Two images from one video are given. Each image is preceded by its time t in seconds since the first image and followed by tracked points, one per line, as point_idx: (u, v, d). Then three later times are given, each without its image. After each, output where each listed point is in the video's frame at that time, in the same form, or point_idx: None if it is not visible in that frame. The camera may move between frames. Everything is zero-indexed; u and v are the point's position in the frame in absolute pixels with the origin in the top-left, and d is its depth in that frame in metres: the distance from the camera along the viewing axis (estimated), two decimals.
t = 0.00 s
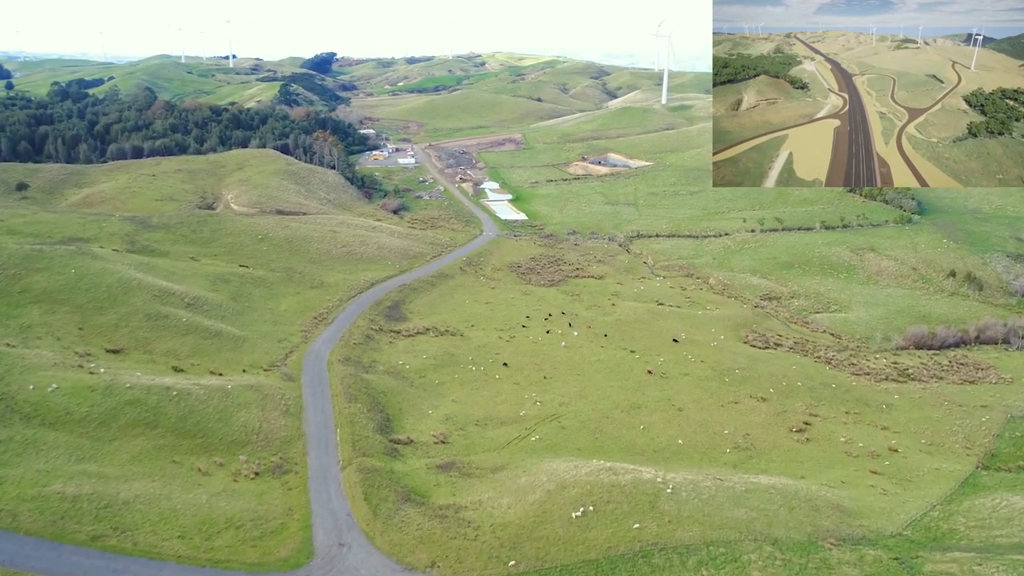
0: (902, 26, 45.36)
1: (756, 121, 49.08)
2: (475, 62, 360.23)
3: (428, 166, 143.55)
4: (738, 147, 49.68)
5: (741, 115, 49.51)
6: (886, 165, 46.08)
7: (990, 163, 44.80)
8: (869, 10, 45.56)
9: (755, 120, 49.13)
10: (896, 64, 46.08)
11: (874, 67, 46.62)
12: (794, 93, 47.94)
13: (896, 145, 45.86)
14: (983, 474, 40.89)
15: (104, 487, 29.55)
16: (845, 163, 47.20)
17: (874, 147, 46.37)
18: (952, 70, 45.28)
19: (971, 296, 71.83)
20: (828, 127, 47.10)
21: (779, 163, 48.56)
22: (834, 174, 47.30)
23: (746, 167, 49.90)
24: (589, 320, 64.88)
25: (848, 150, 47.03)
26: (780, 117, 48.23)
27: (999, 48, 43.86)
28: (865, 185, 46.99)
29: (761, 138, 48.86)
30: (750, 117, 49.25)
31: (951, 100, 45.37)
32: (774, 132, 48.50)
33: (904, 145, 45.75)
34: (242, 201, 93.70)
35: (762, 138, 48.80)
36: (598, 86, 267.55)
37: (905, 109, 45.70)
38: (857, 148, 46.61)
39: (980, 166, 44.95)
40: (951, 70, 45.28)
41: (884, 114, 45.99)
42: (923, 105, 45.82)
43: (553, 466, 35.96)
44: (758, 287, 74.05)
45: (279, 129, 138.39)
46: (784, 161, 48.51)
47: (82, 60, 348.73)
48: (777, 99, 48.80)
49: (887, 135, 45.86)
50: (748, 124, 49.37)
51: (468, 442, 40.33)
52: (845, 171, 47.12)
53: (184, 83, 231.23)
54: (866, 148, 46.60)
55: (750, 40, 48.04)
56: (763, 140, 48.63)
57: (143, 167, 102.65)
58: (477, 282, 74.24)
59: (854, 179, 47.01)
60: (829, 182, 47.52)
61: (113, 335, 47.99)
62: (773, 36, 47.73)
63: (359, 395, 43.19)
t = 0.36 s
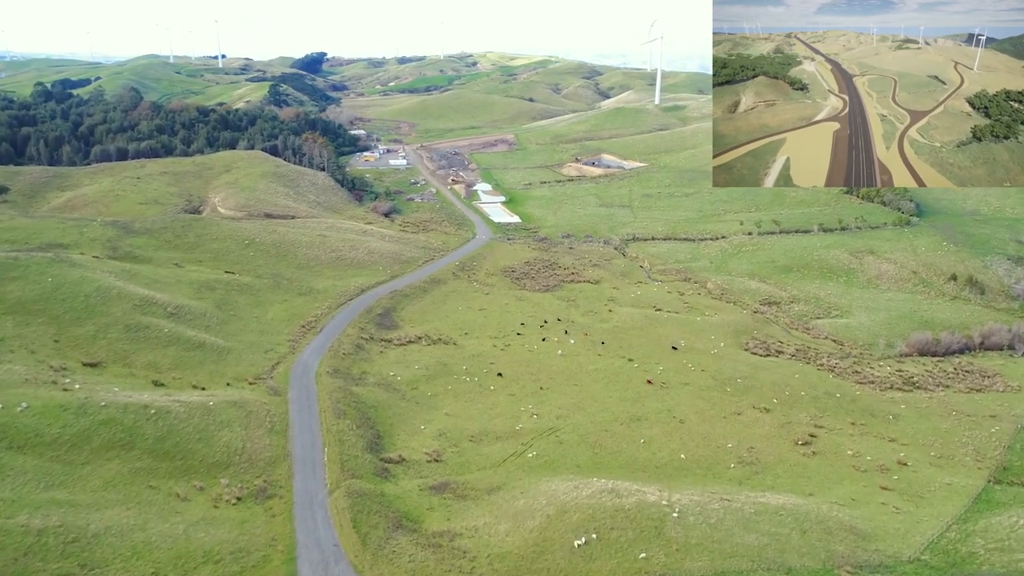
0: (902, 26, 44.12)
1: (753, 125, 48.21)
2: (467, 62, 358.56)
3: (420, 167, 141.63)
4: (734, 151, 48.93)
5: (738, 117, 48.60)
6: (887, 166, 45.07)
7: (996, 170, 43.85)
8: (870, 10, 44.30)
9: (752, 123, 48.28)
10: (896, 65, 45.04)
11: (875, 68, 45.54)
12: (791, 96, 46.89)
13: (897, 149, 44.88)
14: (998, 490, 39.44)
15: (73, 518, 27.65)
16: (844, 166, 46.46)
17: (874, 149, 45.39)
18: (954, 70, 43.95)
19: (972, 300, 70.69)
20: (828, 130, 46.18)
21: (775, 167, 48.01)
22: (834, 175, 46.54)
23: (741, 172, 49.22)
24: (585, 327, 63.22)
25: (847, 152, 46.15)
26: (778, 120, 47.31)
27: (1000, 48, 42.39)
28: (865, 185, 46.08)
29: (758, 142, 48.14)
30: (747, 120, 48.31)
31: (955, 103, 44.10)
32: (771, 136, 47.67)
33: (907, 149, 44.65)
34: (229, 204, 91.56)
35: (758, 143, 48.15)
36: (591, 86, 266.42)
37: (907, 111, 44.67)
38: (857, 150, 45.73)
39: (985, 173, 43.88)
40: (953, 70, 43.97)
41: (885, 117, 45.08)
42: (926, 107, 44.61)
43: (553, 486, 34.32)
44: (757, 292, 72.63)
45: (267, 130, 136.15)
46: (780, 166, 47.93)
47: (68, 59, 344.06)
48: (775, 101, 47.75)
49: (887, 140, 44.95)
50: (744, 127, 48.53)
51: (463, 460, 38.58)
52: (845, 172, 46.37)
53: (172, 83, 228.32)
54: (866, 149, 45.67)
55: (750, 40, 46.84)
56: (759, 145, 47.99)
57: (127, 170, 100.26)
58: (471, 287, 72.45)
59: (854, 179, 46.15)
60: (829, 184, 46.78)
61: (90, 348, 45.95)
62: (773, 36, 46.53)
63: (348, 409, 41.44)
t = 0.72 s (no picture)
0: (904, 25, 42.75)
1: (750, 129, 46.61)
2: (459, 62, 356.24)
3: (412, 169, 139.69)
4: (731, 156, 47.36)
5: (734, 121, 46.97)
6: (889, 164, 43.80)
7: (1003, 177, 42.43)
8: (871, 9, 42.92)
9: (749, 127, 46.69)
10: (898, 65, 43.79)
11: (876, 68, 44.15)
12: (791, 97, 45.37)
13: (898, 153, 43.69)
14: (1014, 507, 38.00)
15: (38, 553, 25.90)
16: (844, 166, 45.00)
17: (877, 146, 44.07)
18: (957, 71, 42.64)
19: (975, 304, 69.55)
20: (827, 132, 44.75)
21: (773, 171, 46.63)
22: (834, 175, 45.17)
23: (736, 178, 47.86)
24: (582, 334, 61.55)
25: (848, 152, 44.69)
26: (775, 123, 45.93)
27: (1004, 48, 41.11)
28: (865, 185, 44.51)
29: (755, 146, 46.78)
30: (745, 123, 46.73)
31: (957, 104, 42.84)
32: (767, 140, 46.36)
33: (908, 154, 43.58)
34: (216, 208, 89.47)
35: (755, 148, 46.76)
36: (584, 86, 264.89)
37: (908, 113, 43.42)
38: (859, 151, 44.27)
39: (991, 179, 42.43)
40: (955, 70, 42.73)
41: (886, 119, 43.77)
42: (928, 109, 43.43)
43: (553, 509, 32.60)
44: (756, 297, 71.24)
45: (257, 131, 133.88)
46: (779, 169, 46.57)
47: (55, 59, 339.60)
48: (773, 102, 46.19)
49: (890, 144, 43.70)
50: (739, 132, 46.84)
51: (457, 479, 36.82)
52: (845, 172, 44.99)
53: (162, 83, 225.66)
54: (866, 149, 44.22)
55: (751, 40, 45.33)
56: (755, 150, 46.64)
57: (112, 172, 97.93)
58: (464, 293, 70.72)
59: (854, 178, 44.75)
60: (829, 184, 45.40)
61: (67, 361, 43.97)
62: (774, 35, 44.93)
63: (327, 428, 39.08)
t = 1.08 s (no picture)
0: (905, 25, 50.39)
1: (746, 130, 54.35)
2: (451, 62, 353.01)
3: (403, 170, 137.65)
4: (734, 156, 55.20)
5: (732, 122, 54.74)
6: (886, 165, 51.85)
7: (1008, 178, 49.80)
8: (872, 10, 50.70)
9: (746, 129, 54.47)
10: (898, 66, 51.48)
11: (877, 68, 52.01)
12: (790, 99, 53.29)
13: (898, 158, 51.44)
14: None
15: None
16: (846, 164, 53.27)
17: (872, 149, 52.08)
18: (959, 71, 50.03)
19: (978, 309, 68.40)
20: (827, 134, 52.64)
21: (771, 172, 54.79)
22: (834, 174, 53.61)
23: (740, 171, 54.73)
24: (580, 342, 59.97)
25: (847, 153, 52.79)
26: (771, 126, 53.87)
27: (1005, 48, 48.19)
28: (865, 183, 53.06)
29: (757, 147, 54.59)
30: (740, 126, 54.38)
31: (960, 107, 50.11)
32: (767, 143, 54.28)
33: (909, 158, 51.29)
34: (203, 212, 87.36)
35: (754, 151, 54.59)
36: (576, 86, 262.60)
37: (910, 116, 51.02)
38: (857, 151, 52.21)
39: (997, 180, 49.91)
40: (958, 71, 50.03)
41: (888, 121, 51.46)
42: (932, 111, 50.87)
43: (554, 534, 30.87)
44: (757, 302, 69.79)
45: (245, 132, 131.40)
46: (780, 166, 54.75)
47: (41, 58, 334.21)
48: (770, 104, 54.15)
49: (892, 148, 51.46)
50: (736, 135, 54.73)
51: (453, 500, 35.13)
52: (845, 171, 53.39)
53: (149, 84, 221.95)
54: (865, 151, 52.22)
55: (751, 40, 53.03)
56: (753, 153, 54.42)
57: (96, 175, 95.44)
58: (457, 299, 68.86)
59: (854, 178, 53.15)
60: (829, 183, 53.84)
61: (42, 376, 41.88)
62: (774, 36, 52.75)
63: (322, 445, 37.37)
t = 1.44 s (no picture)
0: (906, 25, 52.00)
1: (742, 134, 55.95)
2: (443, 62, 350.39)
3: (395, 171, 135.56)
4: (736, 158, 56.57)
5: (729, 125, 56.13)
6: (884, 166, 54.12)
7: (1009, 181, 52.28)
8: (873, 10, 52.23)
9: (743, 132, 56.00)
10: (898, 68, 53.19)
11: (876, 70, 53.57)
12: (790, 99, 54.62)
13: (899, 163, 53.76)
14: None
15: None
16: (846, 159, 55.26)
17: (872, 150, 54.15)
18: (961, 72, 52.05)
19: (982, 313, 67.21)
20: (827, 135, 54.36)
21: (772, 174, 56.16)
22: (835, 174, 55.69)
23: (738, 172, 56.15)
24: (577, 349, 58.27)
25: (847, 153, 54.86)
26: (768, 130, 55.38)
27: (1007, 48, 50.43)
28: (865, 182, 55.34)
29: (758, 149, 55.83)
30: (737, 129, 55.92)
31: (964, 109, 52.07)
32: (764, 147, 55.70)
33: (911, 162, 53.46)
34: (189, 216, 85.16)
35: (751, 155, 56.12)
36: (569, 86, 260.57)
37: (912, 118, 52.99)
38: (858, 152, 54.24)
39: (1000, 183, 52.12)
40: (960, 72, 52.08)
41: (890, 124, 53.36)
42: (935, 113, 52.74)
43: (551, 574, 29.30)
44: (757, 307, 68.35)
45: (233, 133, 128.99)
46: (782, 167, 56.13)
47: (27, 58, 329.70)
48: (768, 106, 55.39)
49: (893, 153, 53.61)
50: (733, 138, 56.27)
51: (447, 524, 33.59)
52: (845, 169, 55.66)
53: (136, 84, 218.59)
54: (866, 152, 54.36)
55: (751, 40, 53.98)
56: (751, 157, 56.00)
57: (79, 178, 92.97)
58: (450, 305, 67.07)
59: (854, 177, 55.49)
60: (830, 181, 55.74)
61: (14, 393, 39.80)
62: (774, 36, 53.83)
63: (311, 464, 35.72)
